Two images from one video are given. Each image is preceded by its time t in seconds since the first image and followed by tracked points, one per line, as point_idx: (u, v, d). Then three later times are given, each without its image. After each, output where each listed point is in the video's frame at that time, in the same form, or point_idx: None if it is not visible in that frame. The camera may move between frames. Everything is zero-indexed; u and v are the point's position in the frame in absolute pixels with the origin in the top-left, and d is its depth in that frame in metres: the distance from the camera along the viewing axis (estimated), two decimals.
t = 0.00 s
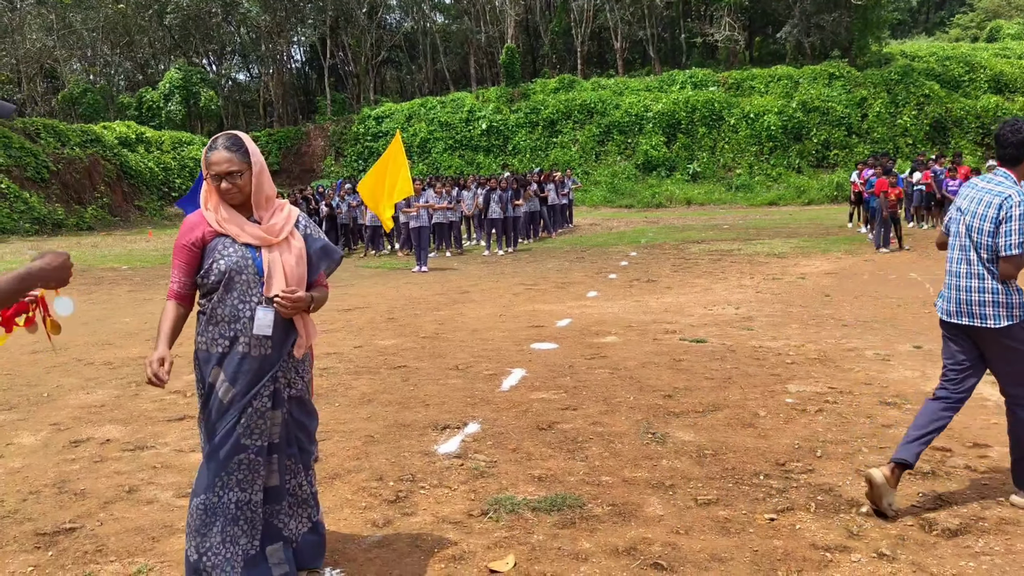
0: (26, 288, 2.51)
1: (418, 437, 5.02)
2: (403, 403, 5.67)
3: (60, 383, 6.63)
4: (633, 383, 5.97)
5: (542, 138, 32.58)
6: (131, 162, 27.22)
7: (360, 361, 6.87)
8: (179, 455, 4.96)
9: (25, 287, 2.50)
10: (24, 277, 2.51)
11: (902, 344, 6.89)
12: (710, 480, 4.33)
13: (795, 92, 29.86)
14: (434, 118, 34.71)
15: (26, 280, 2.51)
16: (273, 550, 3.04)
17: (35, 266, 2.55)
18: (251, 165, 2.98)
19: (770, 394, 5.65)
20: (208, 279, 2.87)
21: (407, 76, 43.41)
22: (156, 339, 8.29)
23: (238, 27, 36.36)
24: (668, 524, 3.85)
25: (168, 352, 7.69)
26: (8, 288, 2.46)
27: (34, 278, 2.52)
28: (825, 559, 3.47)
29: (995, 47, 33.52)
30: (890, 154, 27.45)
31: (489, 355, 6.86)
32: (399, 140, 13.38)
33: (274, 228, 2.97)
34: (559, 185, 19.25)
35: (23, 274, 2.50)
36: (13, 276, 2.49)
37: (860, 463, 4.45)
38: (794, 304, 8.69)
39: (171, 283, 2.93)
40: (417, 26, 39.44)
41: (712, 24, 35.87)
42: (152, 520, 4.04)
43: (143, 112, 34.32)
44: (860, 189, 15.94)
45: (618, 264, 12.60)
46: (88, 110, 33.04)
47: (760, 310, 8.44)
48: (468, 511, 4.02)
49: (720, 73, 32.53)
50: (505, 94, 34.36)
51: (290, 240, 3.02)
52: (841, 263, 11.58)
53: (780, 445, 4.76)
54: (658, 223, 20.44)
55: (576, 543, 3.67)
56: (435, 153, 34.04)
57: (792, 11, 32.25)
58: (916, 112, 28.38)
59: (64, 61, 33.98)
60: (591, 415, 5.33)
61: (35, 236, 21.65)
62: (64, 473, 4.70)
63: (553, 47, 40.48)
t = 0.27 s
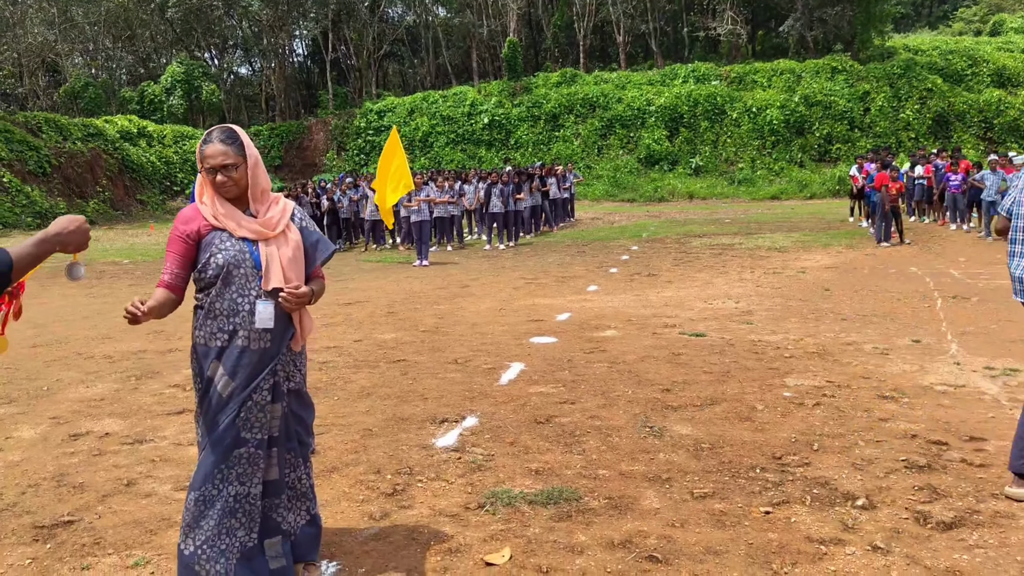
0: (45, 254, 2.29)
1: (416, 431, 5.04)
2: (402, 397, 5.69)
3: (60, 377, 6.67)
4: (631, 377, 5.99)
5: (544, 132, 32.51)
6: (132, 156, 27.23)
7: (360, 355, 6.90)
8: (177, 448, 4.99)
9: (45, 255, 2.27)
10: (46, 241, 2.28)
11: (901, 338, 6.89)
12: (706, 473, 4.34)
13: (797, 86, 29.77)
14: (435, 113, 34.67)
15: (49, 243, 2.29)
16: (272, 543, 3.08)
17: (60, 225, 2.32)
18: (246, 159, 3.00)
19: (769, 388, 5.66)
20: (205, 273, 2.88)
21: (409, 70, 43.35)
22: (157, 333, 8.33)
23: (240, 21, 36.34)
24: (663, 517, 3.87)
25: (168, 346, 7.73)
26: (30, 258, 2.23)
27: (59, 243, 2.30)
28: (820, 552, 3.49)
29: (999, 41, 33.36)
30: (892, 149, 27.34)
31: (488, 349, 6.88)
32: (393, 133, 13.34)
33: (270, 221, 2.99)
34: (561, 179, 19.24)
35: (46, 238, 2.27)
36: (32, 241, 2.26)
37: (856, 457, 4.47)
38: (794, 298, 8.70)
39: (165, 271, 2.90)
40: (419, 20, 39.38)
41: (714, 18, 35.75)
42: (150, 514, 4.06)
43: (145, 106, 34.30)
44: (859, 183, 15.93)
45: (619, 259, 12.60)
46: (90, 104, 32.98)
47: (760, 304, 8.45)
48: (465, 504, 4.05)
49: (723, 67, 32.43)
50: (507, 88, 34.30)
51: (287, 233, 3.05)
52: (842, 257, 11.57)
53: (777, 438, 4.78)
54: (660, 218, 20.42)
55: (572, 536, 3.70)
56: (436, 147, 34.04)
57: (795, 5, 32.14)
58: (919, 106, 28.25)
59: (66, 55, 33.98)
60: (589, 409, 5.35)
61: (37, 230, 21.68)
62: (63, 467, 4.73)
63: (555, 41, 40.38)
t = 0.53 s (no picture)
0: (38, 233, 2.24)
1: (416, 423, 5.03)
2: (402, 389, 5.69)
3: (59, 371, 6.65)
4: (631, 368, 5.98)
5: (543, 126, 32.43)
6: (131, 151, 27.17)
7: (359, 348, 6.88)
8: (177, 442, 4.98)
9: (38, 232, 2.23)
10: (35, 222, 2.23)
11: (901, 328, 6.88)
12: (707, 463, 4.34)
13: (796, 78, 29.68)
14: (434, 106, 34.57)
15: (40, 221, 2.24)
16: (272, 535, 3.07)
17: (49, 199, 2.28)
18: (242, 149, 2.98)
19: (768, 378, 5.66)
20: (203, 264, 2.86)
21: (407, 63, 43.20)
22: (156, 327, 8.32)
23: (238, 15, 36.20)
24: (663, 508, 3.86)
25: (167, 339, 7.71)
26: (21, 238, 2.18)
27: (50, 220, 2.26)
28: (820, 541, 3.48)
29: (999, 32, 33.24)
30: (891, 140, 27.28)
31: (488, 342, 6.87)
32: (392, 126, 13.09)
33: (266, 212, 2.97)
34: (560, 172, 19.20)
35: (36, 215, 2.22)
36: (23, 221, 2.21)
37: (857, 447, 4.46)
38: (794, 289, 8.68)
39: (161, 258, 2.84)
40: (417, 13, 39.22)
41: (713, 10, 35.61)
42: (149, 506, 4.06)
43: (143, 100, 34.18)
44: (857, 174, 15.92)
45: (618, 251, 12.58)
46: (88, 99, 32.86)
47: (759, 295, 8.43)
48: (465, 496, 4.05)
49: (721, 59, 32.31)
50: (506, 81, 34.19)
51: (283, 224, 3.03)
52: (842, 248, 11.55)
53: (778, 429, 4.77)
54: (659, 210, 20.39)
55: (572, 526, 3.69)
56: (435, 140, 33.99)
57: None
58: (919, 97, 28.16)
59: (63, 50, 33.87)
60: (589, 400, 5.34)
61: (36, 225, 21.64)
62: (63, 460, 4.73)
63: (554, 33, 40.24)
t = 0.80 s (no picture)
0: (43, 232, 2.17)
1: (417, 420, 5.00)
2: (402, 386, 5.65)
3: (57, 369, 6.60)
4: (632, 363, 5.95)
5: (539, 120, 32.36)
6: (127, 147, 27.02)
7: (359, 344, 6.84)
8: (177, 440, 4.93)
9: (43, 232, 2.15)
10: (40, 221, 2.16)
11: (901, 322, 6.87)
12: (710, 459, 4.32)
13: (793, 70, 29.62)
14: (430, 100, 34.46)
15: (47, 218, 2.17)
16: (273, 535, 3.04)
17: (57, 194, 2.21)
18: (241, 147, 2.93)
19: (769, 373, 5.64)
20: (202, 263, 2.81)
21: (403, 57, 42.98)
22: (154, 324, 8.26)
23: (232, 9, 35.97)
24: (668, 505, 3.84)
25: (166, 336, 7.67)
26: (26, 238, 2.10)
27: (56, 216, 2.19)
28: (825, 538, 3.47)
29: (995, 22, 33.22)
30: (888, 132, 27.29)
31: (488, 337, 6.83)
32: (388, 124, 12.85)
33: (266, 210, 2.93)
34: (558, 166, 19.14)
35: (41, 215, 2.15)
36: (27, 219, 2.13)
37: (860, 442, 4.44)
38: (793, 283, 8.66)
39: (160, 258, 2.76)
40: (413, 7, 39.03)
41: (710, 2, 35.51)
42: (151, 506, 4.02)
43: (139, 96, 33.97)
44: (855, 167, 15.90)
45: (616, 245, 12.56)
46: (83, 95, 32.65)
47: (759, 289, 8.40)
48: (467, 493, 4.02)
49: (718, 51, 32.23)
50: (502, 75, 34.07)
51: (282, 223, 2.98)
52: (841, 241, 11.54)
53: (780, 424, 4.75)
54: (657, 204, 20.36)
55: (575, 524, 3.67)
56: (432, 134, 33.92)
57: None
58: (916, 89, 28.15)
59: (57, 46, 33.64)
60: (590, 395, 5.31)
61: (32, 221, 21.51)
62: (63, 459, 4.68)
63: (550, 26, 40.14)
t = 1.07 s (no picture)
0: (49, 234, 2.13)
1: (420, 414, 4.98)
2: (404, 380, 5.63)
3: (57, 365, 6.56)
4: (633, 356, 5.94)
5: (535, 112, 32.25)
6: (122, 142, 26.83)
7: (359, 338, 6.81)
8: (180, 435, 4.91)
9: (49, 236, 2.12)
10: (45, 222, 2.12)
11: (901, 312, 6.88)
12: (713, 451, 4.31)
13: (789, 61, 29.57)
14: (425, 93, 34.32)
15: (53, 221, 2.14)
16: (280, 530, 3.03)
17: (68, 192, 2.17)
18: (244, 140, 2.89)
19: (771, 365, 5.64)
20: (205, 258, 2.78)
21: (398, 50, 42.75)
22: (153, 319, 8.22)
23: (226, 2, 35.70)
24: (673, 496, 3.84)
25: (165, 331, 7.62)
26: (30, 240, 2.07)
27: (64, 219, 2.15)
28: (831, 529, 3.47)
29: (989, 12, 33.28)
30: (884, 123, 27.31)
31: (488, 331, 6.81)
32: (387, 117, 12.67)
33: (269, 206, 2.90)
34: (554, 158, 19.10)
35: (47, 218, 2.12)
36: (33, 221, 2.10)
37: (863, 433, 4.45)
38: (792, 274, 8.66)
39: (161, 251, 2.74)
40: None
41: None
42: (155, 501, 4.00)
43: (133, 91, 33.73)
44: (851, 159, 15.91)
45: (614, 238, 12.55)
46: (77, 90, 32.36)
47: (758, 281, 8.41)
48: (472, 487, 4.00)
49: (713, 42, 32.16)
50: (497, 67, 33.93)
51: (286, 217, 2.94)
52: (839, 232, 11.55)
53: (783, 415, 4.75)
54: (654, 196, 20.35)
55: (582, 516, 3.66)
56: (427, 127, 33.81)
57: None
58: (911, 80, 28.19)
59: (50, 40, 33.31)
60: (593, 388, 5.31)
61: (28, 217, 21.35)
62: (66, 455, 4.65)
63: (545, 18, 40.00)
